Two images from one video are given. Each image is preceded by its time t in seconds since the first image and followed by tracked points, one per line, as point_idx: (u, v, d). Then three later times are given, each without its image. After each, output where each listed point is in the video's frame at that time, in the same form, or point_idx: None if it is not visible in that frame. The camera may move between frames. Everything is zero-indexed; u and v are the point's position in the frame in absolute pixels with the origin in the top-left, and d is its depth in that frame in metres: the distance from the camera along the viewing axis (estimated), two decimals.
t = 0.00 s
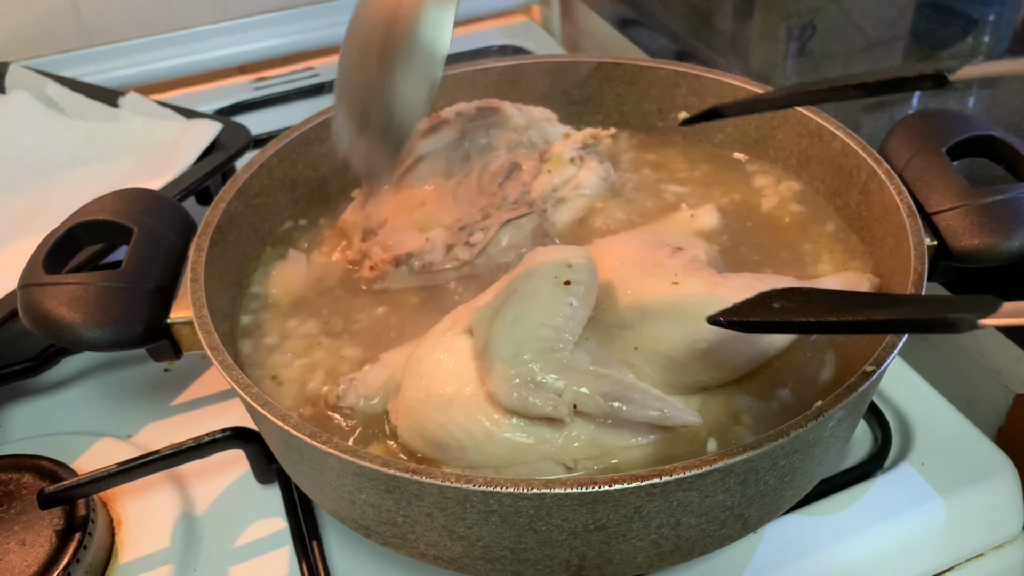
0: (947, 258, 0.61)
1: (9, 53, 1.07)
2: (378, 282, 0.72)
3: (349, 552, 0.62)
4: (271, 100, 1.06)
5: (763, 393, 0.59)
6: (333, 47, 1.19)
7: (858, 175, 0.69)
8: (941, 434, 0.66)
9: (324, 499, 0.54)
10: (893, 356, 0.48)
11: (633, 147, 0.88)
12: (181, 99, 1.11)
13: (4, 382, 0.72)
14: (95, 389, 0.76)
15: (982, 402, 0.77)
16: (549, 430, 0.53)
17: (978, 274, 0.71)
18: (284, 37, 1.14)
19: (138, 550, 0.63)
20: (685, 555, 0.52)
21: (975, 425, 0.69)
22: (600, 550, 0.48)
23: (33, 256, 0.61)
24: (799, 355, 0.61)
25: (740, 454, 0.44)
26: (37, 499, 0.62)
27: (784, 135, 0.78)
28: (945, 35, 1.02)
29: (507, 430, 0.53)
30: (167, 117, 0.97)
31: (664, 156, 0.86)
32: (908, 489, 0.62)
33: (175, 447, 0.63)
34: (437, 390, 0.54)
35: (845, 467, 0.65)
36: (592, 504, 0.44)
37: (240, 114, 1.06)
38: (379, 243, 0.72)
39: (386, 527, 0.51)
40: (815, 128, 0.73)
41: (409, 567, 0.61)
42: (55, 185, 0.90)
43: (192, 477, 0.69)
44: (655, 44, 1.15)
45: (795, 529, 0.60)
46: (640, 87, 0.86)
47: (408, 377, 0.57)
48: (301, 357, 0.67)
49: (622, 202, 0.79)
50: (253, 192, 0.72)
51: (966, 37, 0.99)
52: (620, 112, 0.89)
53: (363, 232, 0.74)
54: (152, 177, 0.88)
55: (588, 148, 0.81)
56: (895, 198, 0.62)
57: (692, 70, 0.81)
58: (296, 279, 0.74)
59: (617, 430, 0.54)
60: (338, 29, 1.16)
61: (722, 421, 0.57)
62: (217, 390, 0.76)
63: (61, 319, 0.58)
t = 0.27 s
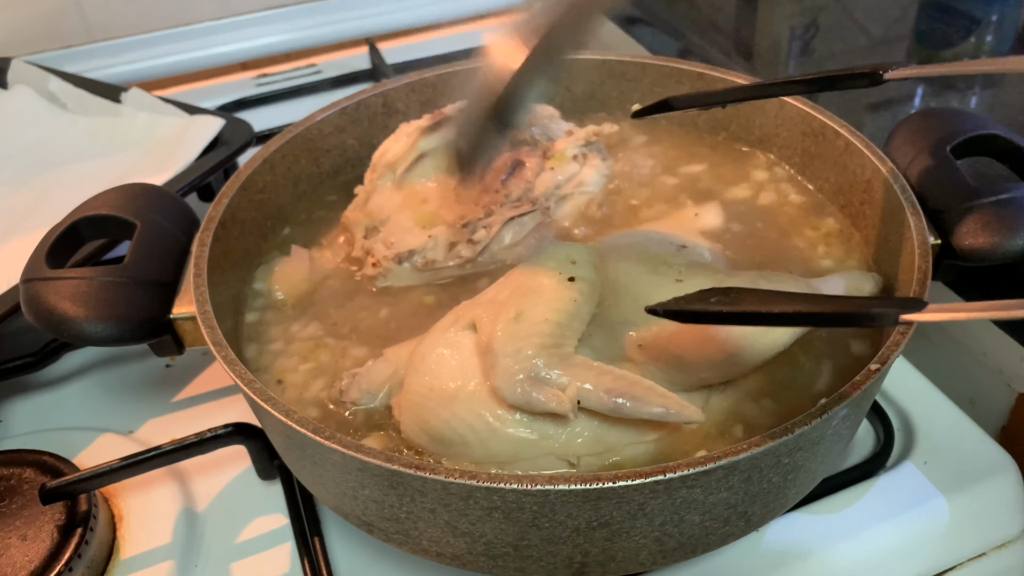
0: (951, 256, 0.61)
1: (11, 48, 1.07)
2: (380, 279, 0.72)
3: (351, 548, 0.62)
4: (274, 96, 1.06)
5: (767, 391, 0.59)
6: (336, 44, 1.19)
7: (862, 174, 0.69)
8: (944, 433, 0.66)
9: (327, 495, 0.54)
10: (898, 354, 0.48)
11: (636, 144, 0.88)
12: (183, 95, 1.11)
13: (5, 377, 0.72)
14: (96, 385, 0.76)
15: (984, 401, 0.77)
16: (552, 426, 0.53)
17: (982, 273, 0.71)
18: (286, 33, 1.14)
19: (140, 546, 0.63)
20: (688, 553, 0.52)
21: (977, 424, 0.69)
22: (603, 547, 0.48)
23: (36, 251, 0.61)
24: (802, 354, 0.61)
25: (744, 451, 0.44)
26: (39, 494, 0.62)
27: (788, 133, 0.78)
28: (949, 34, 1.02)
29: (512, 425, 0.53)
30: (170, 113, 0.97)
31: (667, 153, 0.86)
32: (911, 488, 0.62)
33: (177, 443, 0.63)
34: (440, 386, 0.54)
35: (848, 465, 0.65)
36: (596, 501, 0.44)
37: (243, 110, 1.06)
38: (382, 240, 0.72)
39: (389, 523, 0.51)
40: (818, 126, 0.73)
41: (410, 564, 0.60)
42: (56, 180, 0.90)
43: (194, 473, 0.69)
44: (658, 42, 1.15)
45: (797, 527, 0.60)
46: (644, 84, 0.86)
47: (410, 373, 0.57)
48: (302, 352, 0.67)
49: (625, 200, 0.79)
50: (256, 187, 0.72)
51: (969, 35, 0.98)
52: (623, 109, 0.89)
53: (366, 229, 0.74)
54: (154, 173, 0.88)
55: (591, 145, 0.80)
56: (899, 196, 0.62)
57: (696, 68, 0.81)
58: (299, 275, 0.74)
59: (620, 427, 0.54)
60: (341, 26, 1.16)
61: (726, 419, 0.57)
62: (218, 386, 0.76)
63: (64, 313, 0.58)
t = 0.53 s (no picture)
0: (954, 258, 0.61)
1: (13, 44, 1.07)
2: (381, 278, 0.72)
3: (350, 547, 0.62)
4: (275, 94, 1.06)
5: (770, 392, 0.59)
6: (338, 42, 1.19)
7: (864, 174, 0.69)
8: (945, 435, 0.66)
9: (327, 494, 0.53)
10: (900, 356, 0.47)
11: (637, 144, 0.88)
12: (184, 92, 1.11)
13: (5, 373, 0.72)
14: (97, 382, 0.76)
15: (985, 403, 0.77)
16: (552, 426, 0.53)
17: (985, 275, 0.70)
18: (288, 31, 1.14)
19: (139, 543, 0.63)
20: (689, 553, 0.52)
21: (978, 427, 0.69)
22: (604, 547, 0.48)
23: (37, 247, 0.61)
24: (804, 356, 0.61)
25: (746, 452, 0.43)
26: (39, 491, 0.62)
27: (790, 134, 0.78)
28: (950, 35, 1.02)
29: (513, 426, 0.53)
30: (171, 110, 0.97)
31: (669, 153, 0.86)
32: (911, 490, 0.62)
33: (177, 440, 0.63)
34: (441, 386, 0.54)
35: (848, 467, 0.64)
36: (597, 501, 0.44)
37: (244, 108, 1.05)
38: (383, 239, 0.72)
39: (389, 522, 0.51)
40: (821, 127, 0.73)
41: (410, 564, 0.60)
42: (57, 177, 0.90)
43: (193, 471, 0.68)
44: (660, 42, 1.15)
45: (797, 529, 0.60)
46: (646, 84, 0.85)
47: (411, 373, 0.57)
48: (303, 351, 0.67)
49: (627, 200, 0.79)
50: (257, 185, 0.72)
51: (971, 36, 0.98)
52: (625, 109, 0.89)
53: (367, 227, 0.74)
54: (154, 171, 0.88)
55: (593, 145, 0.80)
56: (901, 198, 0.62)
57: (699, 67, 0.81)
58: (300, 274, 0.73)
59: (620, 428, 0.54)
60: (343, 24, 1.16)
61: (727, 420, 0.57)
62: (219, 384, 0.76)
63: (65, 310, 0.58)
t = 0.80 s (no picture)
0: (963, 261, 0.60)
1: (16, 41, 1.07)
2: (388, 278, 0.71)
3: (356, 548, 0.61)
4: (279, 92, 1.06)
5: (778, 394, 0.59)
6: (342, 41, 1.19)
7: (873, 176, 0.69)
8: (951, 438, 0.66)
9: (334, 494, 0.53)
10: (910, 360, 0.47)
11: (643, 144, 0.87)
12: (188, 90, 1.11)
13: (10, 371, 0.72)
14: (101, 381, 0.76)
15: (991, 406, 0.77)
16: (560, 427, 0.53)
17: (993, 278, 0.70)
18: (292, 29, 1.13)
19: (144, 543, 0.63)
20: (697, 555, 0.51)
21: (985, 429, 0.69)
22: (613, 549, 0.48)
23: (43, 245, 0.61)
24: (815, 357, 0.61)
25: (757, 454, 0.43)
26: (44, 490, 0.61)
27: (797, 135, 0.78)
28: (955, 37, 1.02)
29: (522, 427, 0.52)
30: (175, 108, 0.97)
31: (675, 154, 0.86)
32: (918, 493, 0.62)
33: (183, 439, 0.63)
34: (450, 386, 0.54)
35: (855, 469, 0.64)
36: (608, 502, 0.44)
37: (249, 106, 1.05)
38: (390, 238, 0.72)
39: (397, 523, 0.50)
40: (829, 128, 0.73)
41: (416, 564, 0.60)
42: (62, 175, 0.89)
43: (198, 470, 0.68)
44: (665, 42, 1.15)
45: (804, 531, 0.60)
46: (653, 84, 0.85)
47: (419, 372, 0.56)
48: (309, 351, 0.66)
49: (633, 200, 0.79)
50: (264, 184, 0.72)
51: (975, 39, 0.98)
52: (631, 109, 0.89)
53: (374, 226, 0.74)
54: (159, 169, 0.87)
55: (600, 145, 0.80)
56: (910, 200, 0.61)
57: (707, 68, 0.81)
58: (306, 273, 0.73)
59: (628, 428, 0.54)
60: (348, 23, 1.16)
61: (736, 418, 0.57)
62: (223, 383, 0.75)
63: (72, 308, 0.57)
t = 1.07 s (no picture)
0: (968, 260, 0.60)
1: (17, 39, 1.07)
2: (392, 277, 0.71)
3: (359, 548, 0.61)
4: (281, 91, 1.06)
5: (784, 394, 0.59)
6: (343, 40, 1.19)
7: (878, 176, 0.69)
8: (956, 438, 0.66)
9: (338, 494, 0.53)
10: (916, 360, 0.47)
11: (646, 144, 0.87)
12: (189, 89, 1.11)
13: (11, 371, 0.71)
14: (102, 380, 0.76)
15: (995, 406, 0.77)
16: (565, 427, 0.53)
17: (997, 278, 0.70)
18: (294, 28, 1.13)
19: (146, 543, 0.63)
20: (702, 556, 0.51)
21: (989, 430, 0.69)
22: (618, 550, 0.48)
23: (45, 244, 0.60)
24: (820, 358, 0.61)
25: (764, 454, 0.43)
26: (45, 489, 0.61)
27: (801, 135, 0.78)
28: (957, 38, 1.02)
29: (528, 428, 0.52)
30: (177, 107, 0.96)
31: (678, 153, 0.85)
32: (923, 493, 0.62)
33: (185, 439, 0.62)
34: (454, 386, 0.54)
35: (859, 469, 0.64)
36: (613, 503, 0.44)
37: (251, 105, 1.05)
38: (393, 237, 0.72)
39: (401, 523, 0.50)
40: (832, 128, 0.73)
41: (420, 564, 0.60)
42: (64, 174, 0.89)
43: (200, 470, 0.68)
44: (667, 42, 1.14)
45: (809, 531, 0.59)
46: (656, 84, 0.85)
47: (423, 372, 0.56)
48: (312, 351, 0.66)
49: (636, 199, 0.79)
50: (267, 182, 0.72)
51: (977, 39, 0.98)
52: (634, 109, 0.89)
53: (377, 225, 0.74)
54: (161, 168, 0.87)
55: (604, 145, 0.80)
56: (915, 200, 0.61)
57: (710, 67, 0.81)
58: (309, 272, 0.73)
59: (634, 429, 0.54)
60: (350, 22, 1.16)
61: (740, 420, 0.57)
62: (225, 383, 0.75)
63: (74, 307, 0.57)
